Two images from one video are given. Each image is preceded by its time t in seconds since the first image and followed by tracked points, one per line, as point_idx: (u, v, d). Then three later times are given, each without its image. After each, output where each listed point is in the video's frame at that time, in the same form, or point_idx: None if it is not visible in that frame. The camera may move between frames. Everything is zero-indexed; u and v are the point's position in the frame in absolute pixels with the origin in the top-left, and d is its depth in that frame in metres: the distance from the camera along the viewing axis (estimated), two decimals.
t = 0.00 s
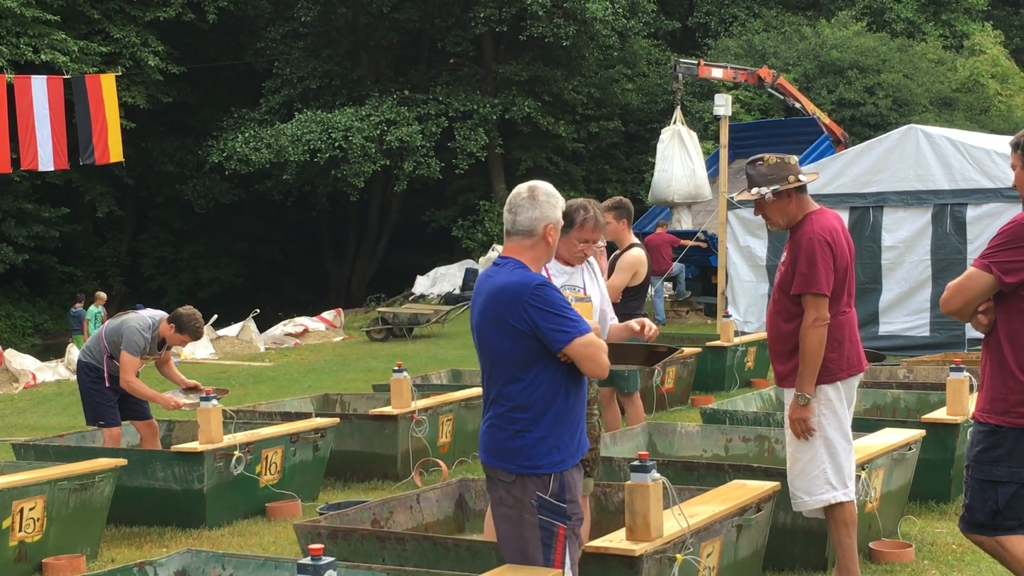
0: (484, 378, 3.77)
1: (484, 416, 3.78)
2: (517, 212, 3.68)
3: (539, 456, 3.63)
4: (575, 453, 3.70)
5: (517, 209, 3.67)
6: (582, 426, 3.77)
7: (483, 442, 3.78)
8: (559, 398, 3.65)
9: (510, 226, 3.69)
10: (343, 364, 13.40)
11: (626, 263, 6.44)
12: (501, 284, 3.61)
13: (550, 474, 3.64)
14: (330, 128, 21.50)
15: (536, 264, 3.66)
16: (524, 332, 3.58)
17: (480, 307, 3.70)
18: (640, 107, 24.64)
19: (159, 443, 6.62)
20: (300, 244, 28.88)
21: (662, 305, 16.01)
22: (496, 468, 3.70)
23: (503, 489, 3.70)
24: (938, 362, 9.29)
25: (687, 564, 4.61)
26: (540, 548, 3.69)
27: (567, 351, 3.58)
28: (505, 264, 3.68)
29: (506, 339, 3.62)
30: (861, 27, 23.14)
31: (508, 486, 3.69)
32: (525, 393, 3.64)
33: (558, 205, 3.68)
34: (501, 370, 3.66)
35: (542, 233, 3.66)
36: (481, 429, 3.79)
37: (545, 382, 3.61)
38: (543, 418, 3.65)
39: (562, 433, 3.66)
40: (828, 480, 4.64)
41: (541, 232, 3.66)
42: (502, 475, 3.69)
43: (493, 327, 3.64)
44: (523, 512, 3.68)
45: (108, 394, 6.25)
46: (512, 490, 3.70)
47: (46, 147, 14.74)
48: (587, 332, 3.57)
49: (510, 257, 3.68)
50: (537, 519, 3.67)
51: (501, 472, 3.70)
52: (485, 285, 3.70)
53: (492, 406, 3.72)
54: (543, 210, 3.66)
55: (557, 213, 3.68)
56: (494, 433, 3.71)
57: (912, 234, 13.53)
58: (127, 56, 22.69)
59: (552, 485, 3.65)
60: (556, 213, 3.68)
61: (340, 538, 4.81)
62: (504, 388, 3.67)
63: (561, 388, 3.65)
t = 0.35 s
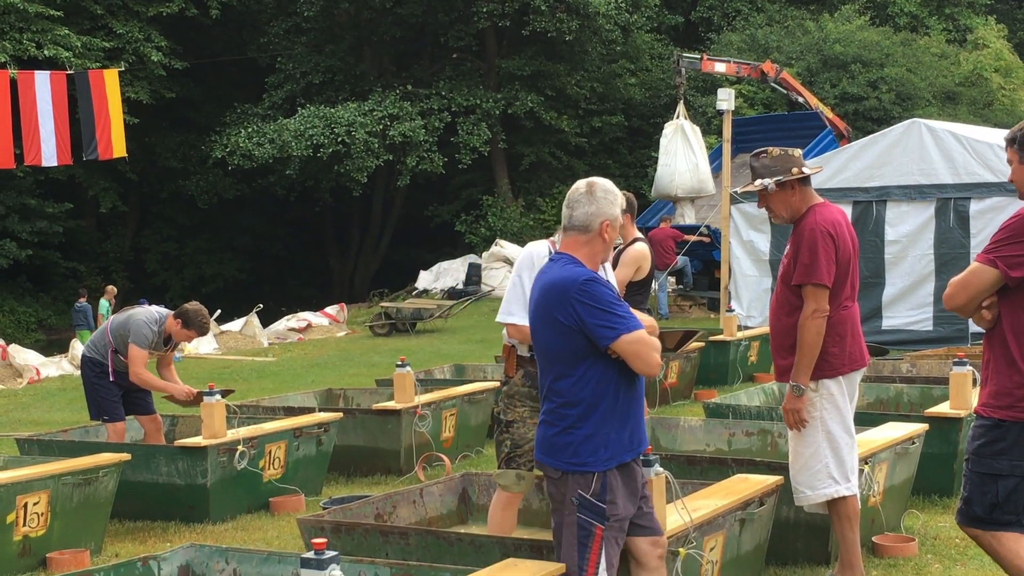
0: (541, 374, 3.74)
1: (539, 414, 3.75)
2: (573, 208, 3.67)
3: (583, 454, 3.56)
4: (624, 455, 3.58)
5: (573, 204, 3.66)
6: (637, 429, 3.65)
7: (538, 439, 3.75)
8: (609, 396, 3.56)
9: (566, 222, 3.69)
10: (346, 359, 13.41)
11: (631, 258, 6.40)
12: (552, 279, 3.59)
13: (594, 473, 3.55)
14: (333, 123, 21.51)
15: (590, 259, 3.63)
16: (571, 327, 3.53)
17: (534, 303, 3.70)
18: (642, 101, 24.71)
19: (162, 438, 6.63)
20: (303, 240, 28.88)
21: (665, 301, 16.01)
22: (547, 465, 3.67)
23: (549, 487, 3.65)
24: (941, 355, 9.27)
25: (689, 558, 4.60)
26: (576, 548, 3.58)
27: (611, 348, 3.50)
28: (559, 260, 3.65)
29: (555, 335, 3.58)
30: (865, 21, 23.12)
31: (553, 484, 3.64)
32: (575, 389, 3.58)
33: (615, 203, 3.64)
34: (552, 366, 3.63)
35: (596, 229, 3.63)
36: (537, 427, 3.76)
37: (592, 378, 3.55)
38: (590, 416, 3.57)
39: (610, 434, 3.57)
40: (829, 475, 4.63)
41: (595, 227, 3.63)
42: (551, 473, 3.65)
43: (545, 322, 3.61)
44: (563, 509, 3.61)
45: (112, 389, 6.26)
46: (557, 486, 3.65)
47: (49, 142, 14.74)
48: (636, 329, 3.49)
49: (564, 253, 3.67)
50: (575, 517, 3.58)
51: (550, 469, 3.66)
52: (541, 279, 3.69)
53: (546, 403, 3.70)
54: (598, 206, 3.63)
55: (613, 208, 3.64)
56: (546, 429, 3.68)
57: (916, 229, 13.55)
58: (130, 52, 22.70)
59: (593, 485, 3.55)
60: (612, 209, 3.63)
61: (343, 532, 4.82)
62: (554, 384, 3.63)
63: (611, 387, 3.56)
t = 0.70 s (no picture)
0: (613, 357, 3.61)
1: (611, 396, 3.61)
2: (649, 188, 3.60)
3: (662, 432, 3.41)
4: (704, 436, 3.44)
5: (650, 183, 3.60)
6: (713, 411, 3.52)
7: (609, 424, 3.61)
8: (689, 375, 3.43)
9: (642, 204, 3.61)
10: (349, 349, 13.42)
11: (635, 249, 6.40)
12: (630, 257, 3.49)
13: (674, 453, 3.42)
14: (336, 113, 21.50)
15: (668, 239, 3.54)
16: (651, 302, 3.42)
17: (609, 283, 3.59)
18: (646, 91, 24.69)
19: (165, 428, 6.64)
20: (305, 232, 28.90)
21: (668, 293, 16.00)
22: (622, 448, 3.52)
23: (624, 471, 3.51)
24: (944, 345, 9.27)
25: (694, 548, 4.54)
26: (656, 533, 3.42)
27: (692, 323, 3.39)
28: (636, 240, 3.56)
29: (632, 311, 3.47)
30: (868, 11, 23.08)
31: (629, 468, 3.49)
32: (652, 367, 3.45)
33: (693, 183, 3.58)
34: (627, 345, 3.50)
35: (672, 209, 3.55)
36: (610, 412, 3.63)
37: (671, 355, 3.42)
38: (669, 395, 3.44)
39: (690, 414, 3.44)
40: (835, 465, 4.62)
41: (672, 207, 3.55)
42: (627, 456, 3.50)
43: (622, 300, 3.50)
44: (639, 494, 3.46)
45: (115, 379, 6.26)
46: (633, 471, 3.50)
47: (52, 132, 14.74)
48: (717, 304, 3.39)
49: (640, 233, 3.58)
50: (654, 501, 3.44)
51: (626, 451, 3.51)
52: (616, 261, 3.60)
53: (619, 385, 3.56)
54: (675, 185, 3.56)
55: (692, 189, 3.57)
56: (621, 411, 3.54)
57: (919, 219, 13.54)
58: (132, 42, 22.68)
59: (674, 467, 3.42)
60: (690, 188, 3.57)
61: (346, 522, 4.82)
62: (630, 363, 3.50)
63: (690, 366, 3.43)
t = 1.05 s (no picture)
0: (670, 340, 3.57)
1: (670, 379, 3.57)
2: (696, 173, 3.64)
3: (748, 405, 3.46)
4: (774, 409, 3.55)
5: (701, 169, 3.64)
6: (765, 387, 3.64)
7: (672, 406, 3.56)
8: (757, 352, 3.52)
9: (691, 186, 3.64)
10: (349, 339, 13.42)
11: (635, 238, 6.43)
12: (698, 238, 3.50)
13: (764, 424, 3.48)
14: (335, 103, 21.51)
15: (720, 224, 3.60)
16: (728, 280, 3.46)
17: (667, 266, 3.55)
18: (646, 81, 24.66)
19: (165, 419, 6.65)
20: (305, 223, 28.88)
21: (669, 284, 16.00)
22: (700, 426, 3.49)
23: (709, 449, 3.47)
24: (943, 334, 9.27)
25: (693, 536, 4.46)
26: (764, 501, 3.45)
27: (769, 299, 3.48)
28: (692, 221, 3.58)
29: (709, 289, 3.47)
30: (868, 1, 23.04)
31: (716, 445, 3.47)
32: (729, 344, 3.48)
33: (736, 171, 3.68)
34: (701, 323, 3.49)
35: (724, 193, 3.63)
36: (659, 393, 3.60)
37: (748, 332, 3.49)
38: (745, 370, 3.50)
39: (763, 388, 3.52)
40: (835, 454, 4.61)
41: (724, 192, 3.62)
42: (711, 433, 3.47)
43: (690, 279, 3.49)
44: (737, 466, 3.45)
45: (114, 369, 6.26)
46: (722, 448, 3.47)
47: (51, 122, 14.75)
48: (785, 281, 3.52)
49: (693, 217, 3.60)
50: (754, 471, 3.45)
51: (707, 430, 3.48)
52: (670, 242, 3.58)
53: (686, 366, 3.53)
54: (723, 171, 3.64)
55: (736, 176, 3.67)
56: (693, 390, 3.50)
57: (918, 208, 13.54)
58: (132, 32, 22.67)
59: (769, 434, 3.49)
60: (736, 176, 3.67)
61: (345, 512, 4.82)
62: (704, 342, 3.50)
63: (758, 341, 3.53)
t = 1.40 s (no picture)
0: (734, 329, 3.49)
1: (735, 368, 3.50)
2: (742, 162, 3.62)
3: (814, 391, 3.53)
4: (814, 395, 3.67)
5: (745, 159, 3.63)
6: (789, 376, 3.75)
7: (740, 395, 3.48)
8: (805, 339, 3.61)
9: (735, 177, 3.60)
10: (344, 333, 13.42)
11: (629, 231, 6.43)
12: (769, 225, 3.50)
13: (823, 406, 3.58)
14: (330, 97, 21.51)
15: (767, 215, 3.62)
16: (798, 268, 3.50)
17: (735, 252, 3.48)
18: (640, 75, 24.67)
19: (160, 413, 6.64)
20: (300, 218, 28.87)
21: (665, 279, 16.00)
22: (774, 412, 3.46)
23: (785, 434, 3.47)
24: (937, 327, 9.27)
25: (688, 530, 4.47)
26: (830, 476, 3.56)
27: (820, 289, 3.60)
28: (749, 211, 3.55)
29: (784, 276, 3.48)
30: None
31: (791, 430, 3.47)
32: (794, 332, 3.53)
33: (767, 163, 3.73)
34: (773, 310, 3.48)
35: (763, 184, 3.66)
36: (723, 383, 3.50)
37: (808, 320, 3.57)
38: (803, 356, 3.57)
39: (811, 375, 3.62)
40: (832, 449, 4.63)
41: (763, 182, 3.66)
42: (786, 419, 3.47)
43: (766, 266, 3.46)
44: (810, 448, 3.49)
45: (109, 364, 6.26)
46: (795, 432, 3.48)
47: (46, 117, 14.73)
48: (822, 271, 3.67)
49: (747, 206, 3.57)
50: (824, 450, 3.53)
51: (781, 416, 3.47)
52: (732, 230, 3.52)
53: (754, 354, 3.48)
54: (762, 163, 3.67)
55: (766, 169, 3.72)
56: (766, 378, 3.47)
57: (913, 201, 13.53)
58: (126, 26, 22.64)
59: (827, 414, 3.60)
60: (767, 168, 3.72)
61: (339, 505, 4.81)
62: (776, 329, 3.49)
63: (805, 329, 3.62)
